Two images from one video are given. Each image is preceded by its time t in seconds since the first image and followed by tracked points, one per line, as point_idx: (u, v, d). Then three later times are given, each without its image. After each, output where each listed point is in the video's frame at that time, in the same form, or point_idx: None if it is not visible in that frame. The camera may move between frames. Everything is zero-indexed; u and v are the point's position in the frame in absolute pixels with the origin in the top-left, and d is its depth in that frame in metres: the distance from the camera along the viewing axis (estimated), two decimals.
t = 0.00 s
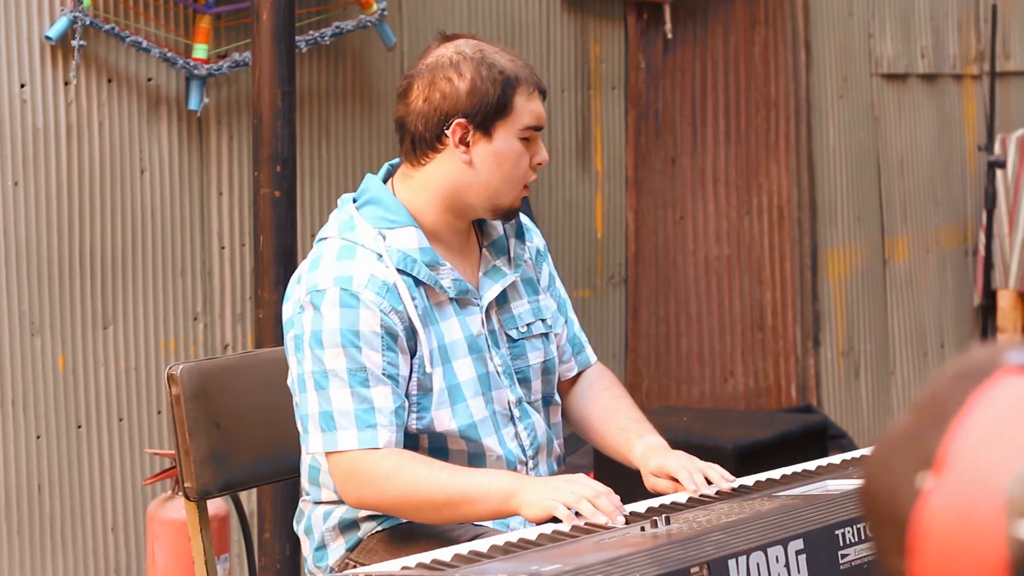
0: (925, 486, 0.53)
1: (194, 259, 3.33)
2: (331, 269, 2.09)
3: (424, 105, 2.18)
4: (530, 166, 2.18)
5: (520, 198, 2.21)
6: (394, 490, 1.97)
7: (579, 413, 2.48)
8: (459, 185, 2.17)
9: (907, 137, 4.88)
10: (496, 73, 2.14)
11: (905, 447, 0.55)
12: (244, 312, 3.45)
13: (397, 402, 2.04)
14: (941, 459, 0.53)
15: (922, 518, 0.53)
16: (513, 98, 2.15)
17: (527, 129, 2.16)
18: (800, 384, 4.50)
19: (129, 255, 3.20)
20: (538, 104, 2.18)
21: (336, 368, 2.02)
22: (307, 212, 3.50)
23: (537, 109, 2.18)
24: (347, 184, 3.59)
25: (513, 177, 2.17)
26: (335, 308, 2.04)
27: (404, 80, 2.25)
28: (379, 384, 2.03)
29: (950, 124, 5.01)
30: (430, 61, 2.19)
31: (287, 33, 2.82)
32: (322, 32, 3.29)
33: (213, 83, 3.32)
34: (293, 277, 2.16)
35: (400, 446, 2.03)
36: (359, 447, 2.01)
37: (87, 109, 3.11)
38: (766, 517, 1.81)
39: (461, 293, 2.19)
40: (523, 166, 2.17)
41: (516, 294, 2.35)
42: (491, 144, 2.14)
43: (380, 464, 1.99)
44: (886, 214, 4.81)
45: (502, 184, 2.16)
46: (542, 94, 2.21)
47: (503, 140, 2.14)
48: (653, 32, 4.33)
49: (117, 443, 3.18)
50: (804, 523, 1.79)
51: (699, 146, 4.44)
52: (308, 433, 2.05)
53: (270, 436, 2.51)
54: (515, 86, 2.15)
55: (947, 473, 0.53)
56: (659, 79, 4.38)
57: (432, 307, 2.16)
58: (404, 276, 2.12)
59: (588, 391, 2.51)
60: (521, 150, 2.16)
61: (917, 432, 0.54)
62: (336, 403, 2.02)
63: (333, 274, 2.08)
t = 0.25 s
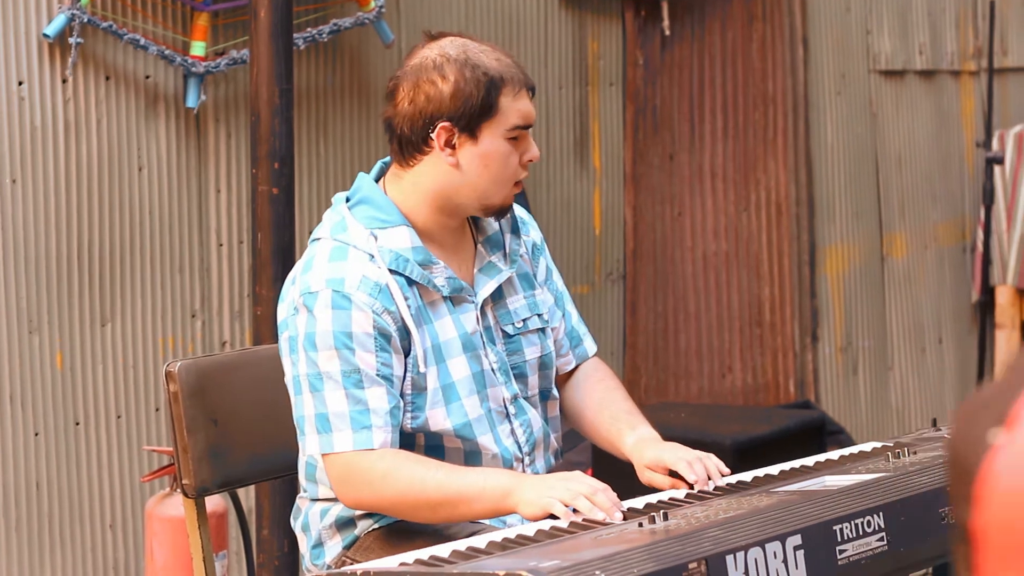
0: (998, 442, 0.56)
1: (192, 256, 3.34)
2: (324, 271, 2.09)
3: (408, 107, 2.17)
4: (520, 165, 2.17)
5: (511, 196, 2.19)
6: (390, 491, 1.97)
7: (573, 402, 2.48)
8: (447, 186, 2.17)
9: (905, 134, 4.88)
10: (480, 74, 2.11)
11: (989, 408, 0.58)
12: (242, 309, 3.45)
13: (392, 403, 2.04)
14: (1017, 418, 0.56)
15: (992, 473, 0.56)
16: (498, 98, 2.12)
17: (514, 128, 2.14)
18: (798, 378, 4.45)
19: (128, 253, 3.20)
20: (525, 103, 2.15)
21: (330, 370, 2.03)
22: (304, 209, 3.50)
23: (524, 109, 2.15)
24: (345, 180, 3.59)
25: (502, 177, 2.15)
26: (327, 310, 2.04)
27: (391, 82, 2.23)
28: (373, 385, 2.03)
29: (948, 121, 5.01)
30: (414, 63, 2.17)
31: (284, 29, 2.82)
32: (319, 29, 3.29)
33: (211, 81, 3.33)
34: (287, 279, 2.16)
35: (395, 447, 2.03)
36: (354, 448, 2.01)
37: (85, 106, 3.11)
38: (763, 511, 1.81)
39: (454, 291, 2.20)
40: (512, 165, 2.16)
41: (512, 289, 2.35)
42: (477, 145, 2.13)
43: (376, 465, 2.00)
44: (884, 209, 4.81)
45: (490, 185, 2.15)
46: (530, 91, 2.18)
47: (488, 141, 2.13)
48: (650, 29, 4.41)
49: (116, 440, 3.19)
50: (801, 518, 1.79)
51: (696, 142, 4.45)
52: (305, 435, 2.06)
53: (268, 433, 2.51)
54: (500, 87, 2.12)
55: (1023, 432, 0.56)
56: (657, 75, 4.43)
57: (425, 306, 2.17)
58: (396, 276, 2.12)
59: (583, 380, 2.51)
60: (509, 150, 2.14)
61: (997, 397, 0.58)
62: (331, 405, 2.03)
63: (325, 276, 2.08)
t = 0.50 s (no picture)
0: None
1: (190, 253, 3.34)
2: (321, 270, 2.09)
3: (388, 114, 2.14)
4: (503, 167, 2.11)
5: (499, 196, 2.14)
6: (391, 488, 1.97)
7: (568, 389, 2.47)
8: (430, 191, 2.14)
9: (903, 129, 4.88)
10: (452, 81, 2.06)
11: None
12: (240, 306, 3.45)
13: (391, 401, 2.04)
14: None
15: None
16: (472, 104, 2.07)
17: (492, 132, 2.08)
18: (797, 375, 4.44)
19: (126, 251, 3.20)
20: (504, 106, 2.08)
21: (329, 369, 2.03)
22: (301, 205, 3.50)
23: (502, 112, 2.08)
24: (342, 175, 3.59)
25: (483, 181, 2.10)
26: (325, 309, 2.04)
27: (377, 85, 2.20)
28: (372, 383, 2.02)
29: (946, 116, 5.01)
30: (393, 68, 2.12)
31: (280, 24, 2.82)
32: (316, 25, 3.29)
33: (208, 77, 3.33)
34: (285, 278, 2.16)
35: (395, 444, 2.03)
36: (354, 447, 2.01)
37: (82, 103, 3.11)
38: (762, 506, 1.81)
39: (453, 285, 2.20)
40: (493, 168, 2.10)
41: (510, 280, 2.35)
42: (453, 152, 2.08)
43: (375, 463, 2.00)
44: (881, 205, 4.81)
45: (472, 190, 2.11)
46: (513, 90, 2.11)
47: (464, 147, 2.08)
48: (648, 26, 4.40)
49: (114, 437, 3.19)
50: (801, 513, 1.79)
51: (694, 138, 4.44)
52: (305, 434, 2.06)
53: (266, 428, 2.51)
54: (474, 92, 2.06)
55: None
56: (655, 72, 4.43)
57: (423, 301, 2.17)
58: (393, 273, 2.12)
59: (580, 366, 2.49)
60: (488, 155, 2.09)
61: None
62: (330, 404, 2.03)
63: (322, 275, 2.08)
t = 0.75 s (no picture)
0: None
1: (187, 251, 3.33)
2: (319, 269, 2.09)
3: (375, 120, 2.13)
4: (491, 170, 2.08)
5: (492, 197, 2.12)
6: (388, 487, 1.97)
7: (568, 387, 2.46)
8: (420, 195, 2.15)
9: (900, 127, 4.88)
10: (431, 89, 2.03)
11: None
12: (238, 305, 3.45)
13: (390, 398, 2.04)
14: None
15: None
16: (453, 111, 2.04)
17: (475, 138, 2.05)
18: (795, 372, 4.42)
19: (124, 250, 3.20)
20: (486, 110, 2.05)
21: (327, 367, 2.03)
22: (299, 204, 3.50)
23: (485, 116, 2.05)
24: (340, 174, 3.59)
25: (471, 185, 2.09)
26: (323, 307, 2.04)
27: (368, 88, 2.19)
28: (370, 381, 2.02)
29: (944, 114, 5.01)
30: (377, 75, 2.11)
31: (277, 22, 2.82)
32: (314, 24, 3.29)
33: (206, 76, 3.33)
34: (285, 277, 2.16)
35: (394, 441, 2.03)
36: (352, 445, 2.01)
37: (80, 101, 3.11)
38: (760, 505, 1.81)
39: (453, 282, 2.20)
40: (481, 174, 2.08)
41: (510, 277, 2.35)
42: (437, 159, 2.07)
43: (373, 461, 2.00)
44: (879, 202, 4.82)
45: (461, 194, 2.10)
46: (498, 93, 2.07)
47: (447, 154, 2.06)
48: (644, 24, 4.45)
49: (112, 436, 3.19)
50: (798, 512, 1.79)
51: (692, 137, 4.44)
52: (304, 432, 2.06)
53: (264, 427, 2.50)
54: (453, 99, 2.03)
55: None
56: (652, 69, 4.47)
57: (422, 300, 2.18)
58: (391, 270, 2.12)
59: (580, 365, 2.48)
60: (473, 160, 2.07)
61: None
62: (329, 402, 2.03)
63: (321, 274, 2.08)
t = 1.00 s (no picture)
0: None
1: (190, 251, 3.33)
2: (329, 266, 2.09)
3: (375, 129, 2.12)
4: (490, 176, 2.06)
5: (496, 199, 2.10)
6: (394, 484, 1.98)
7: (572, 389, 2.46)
8: (424, 200, 2.14)
9: (903, 127, 4.88)
10: (421, 105, 2.01)
11: None
12: (240, 305, 3.45)
13: (398, 396, 2.04)
14: None
15: None
16: (445, 125, 2.01)
17: (470, 149, 2.02)
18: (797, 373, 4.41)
19: (126, 249, 3.20)
20: (478, 122, 2.01)
21: (336, 364, 2.03)
22: (302, 205, 3.50)
23: (478, 128, 2.01)
24: (343, 174, 3.59)
25: (472, 192, 2.07)
26: (333, 304, 2.04)
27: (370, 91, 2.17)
28: (379, 378, 2.02)
29: (946, 114, 5.00)
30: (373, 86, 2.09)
31: (281, 23, 2.82)
32: (317, 24, 3.28)
33: (209, 76, 3.33)
34: (294, 275, 2.17)
35: (402, 439, 2.03)
36: (360, 442, 2.01)
37: (82, 101, 3.10)
38: (762, 506, 1.81)
39: (463, 278, 2.21)
40: (481, 182, 2.06)
41: (518, 274, 2.34)
42: (435, 170, 2.06)
43: (380, 459, 2.00)
44: (882, 202, 4.81)
45: (463, 201, 2.09)
46: (492, 100, 2.02)
47: (444, 166, 2.05)
48: (647, 24, 4.44)
49: (114, 436, 3.19)
50: (801, 513, 1.79)
51: (694, 138, 4.45)
52: (312, 429, 2.06)
53: (268, 428, 2.50)
54: (444, 114, 2.00)
55: None
56: (655, 70, 4.46)
57: (432, 296, 2.18)
58: (401, 267, 2.12)
59: (584, 366, 2.49)
60: (470, 169, 2.04)
61: None
62: (337, 399, 2.03)
63: (331, 271, 2.08)
